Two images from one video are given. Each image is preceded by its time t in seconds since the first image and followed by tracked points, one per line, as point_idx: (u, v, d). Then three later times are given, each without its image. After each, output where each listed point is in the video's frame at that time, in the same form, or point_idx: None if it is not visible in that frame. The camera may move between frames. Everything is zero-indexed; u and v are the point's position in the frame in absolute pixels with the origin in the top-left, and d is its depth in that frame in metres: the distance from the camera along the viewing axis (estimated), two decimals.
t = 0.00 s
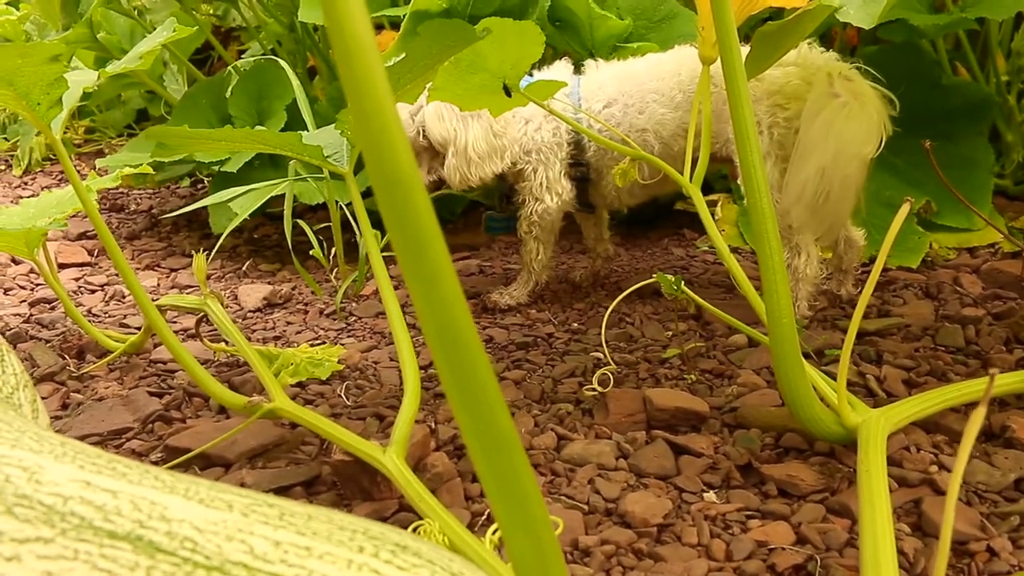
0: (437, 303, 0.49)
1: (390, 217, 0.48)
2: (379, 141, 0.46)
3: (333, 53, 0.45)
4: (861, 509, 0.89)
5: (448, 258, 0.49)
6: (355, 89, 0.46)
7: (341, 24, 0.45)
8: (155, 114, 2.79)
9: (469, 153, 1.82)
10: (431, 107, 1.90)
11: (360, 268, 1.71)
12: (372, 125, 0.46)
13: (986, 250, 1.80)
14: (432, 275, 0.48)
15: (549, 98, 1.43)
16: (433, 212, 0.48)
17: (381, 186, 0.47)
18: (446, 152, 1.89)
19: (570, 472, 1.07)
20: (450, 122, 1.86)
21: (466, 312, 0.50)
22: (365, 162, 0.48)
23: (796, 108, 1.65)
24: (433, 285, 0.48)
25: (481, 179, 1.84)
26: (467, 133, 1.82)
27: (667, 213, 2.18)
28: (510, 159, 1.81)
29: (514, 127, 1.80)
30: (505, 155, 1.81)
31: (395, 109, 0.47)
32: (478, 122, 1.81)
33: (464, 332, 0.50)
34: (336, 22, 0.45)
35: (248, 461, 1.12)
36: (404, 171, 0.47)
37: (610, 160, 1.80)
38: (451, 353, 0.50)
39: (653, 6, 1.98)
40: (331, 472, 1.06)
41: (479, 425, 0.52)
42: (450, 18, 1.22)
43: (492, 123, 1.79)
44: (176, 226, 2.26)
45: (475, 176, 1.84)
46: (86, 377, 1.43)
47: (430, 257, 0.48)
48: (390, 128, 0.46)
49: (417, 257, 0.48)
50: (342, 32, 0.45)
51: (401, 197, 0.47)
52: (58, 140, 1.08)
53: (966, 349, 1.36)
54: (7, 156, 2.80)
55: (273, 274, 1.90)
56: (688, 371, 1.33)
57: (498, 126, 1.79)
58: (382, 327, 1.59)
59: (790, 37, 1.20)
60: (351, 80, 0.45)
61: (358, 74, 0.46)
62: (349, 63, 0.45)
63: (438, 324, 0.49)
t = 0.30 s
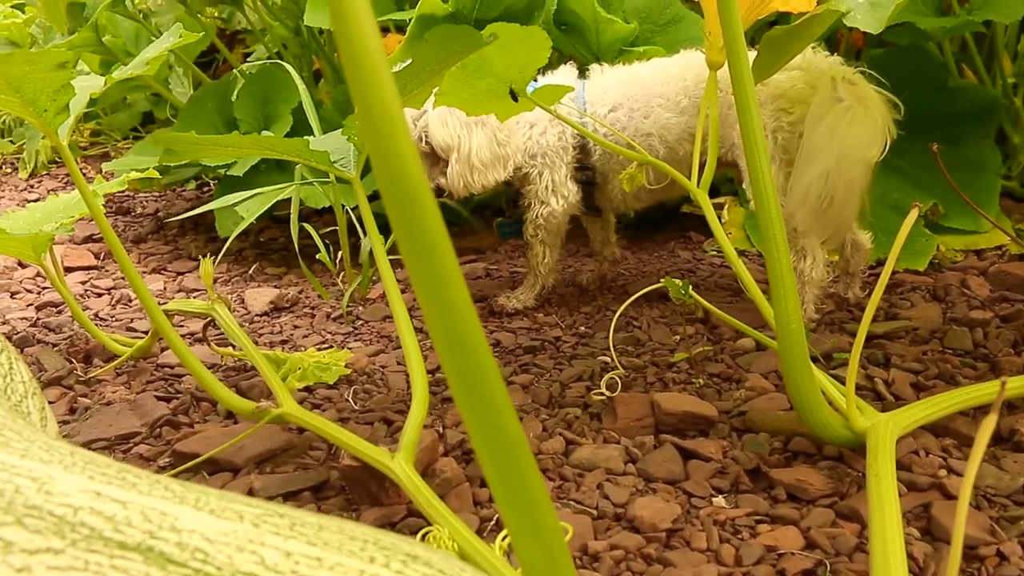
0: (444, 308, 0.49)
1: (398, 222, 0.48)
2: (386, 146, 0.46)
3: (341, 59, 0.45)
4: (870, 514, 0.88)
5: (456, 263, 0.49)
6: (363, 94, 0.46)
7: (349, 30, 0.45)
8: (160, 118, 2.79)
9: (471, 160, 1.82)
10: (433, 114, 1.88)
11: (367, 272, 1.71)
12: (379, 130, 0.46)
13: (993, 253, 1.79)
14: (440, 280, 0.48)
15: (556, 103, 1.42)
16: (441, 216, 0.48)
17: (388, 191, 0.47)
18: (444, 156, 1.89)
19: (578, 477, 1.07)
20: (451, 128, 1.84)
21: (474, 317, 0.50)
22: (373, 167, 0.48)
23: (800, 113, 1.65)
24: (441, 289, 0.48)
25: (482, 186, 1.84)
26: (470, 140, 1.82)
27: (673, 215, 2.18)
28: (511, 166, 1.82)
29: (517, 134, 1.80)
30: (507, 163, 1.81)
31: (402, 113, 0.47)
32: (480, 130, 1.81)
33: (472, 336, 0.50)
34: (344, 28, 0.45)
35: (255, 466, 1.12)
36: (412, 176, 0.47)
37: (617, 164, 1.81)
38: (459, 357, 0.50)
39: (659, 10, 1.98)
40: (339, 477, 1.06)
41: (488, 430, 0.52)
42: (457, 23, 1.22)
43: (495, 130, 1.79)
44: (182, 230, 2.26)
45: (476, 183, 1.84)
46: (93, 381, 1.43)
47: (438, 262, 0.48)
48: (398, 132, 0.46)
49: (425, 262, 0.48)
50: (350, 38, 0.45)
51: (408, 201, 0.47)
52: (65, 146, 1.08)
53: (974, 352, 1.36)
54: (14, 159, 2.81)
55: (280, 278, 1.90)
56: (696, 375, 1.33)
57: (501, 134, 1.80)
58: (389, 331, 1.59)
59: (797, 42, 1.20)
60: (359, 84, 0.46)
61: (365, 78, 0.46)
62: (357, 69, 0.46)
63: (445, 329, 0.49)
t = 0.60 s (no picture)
0: (471, 312, 0.49)
1: (425, 226, 0.48)
2: (414, 150, 0.46)
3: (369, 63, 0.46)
4: (888, 520, 0.88)
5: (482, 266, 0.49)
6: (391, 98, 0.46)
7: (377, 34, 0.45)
8: (169, 121, 2.80)
9: (491, 161, 1.83)
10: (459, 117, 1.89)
11: (379, 275, 1.71)
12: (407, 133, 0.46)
13: (1004, 258, 1.79)
14: (466, 283, 0.48)
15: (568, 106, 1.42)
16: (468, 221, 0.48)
17: (415, 194, 0.47)
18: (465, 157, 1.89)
19: (593, 481, 1.07)
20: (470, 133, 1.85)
21: (500, 320, 0.50)
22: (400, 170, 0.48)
23: (812, 116, 1.65)
24: (467, 292, 0.48)
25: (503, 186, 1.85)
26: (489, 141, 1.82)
27: (683, 219, 2.17)
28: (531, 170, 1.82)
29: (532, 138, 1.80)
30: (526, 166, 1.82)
31: (429, 118, 0.47)
32: (497, 131, 1.81)
33: (498, 339, 0.50)
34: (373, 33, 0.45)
35: (270, 469, 1.12)
36: (439, 179, 0.47)
37: (626, 167, 1.82)
38: (485, 360, 0.50)
39: (669, 13, 1.98)
40: (354, 480, 1.06)
41: (514, 433, 0.52)
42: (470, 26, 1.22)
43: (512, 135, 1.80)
44: (192, 233, 2.26)
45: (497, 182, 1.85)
46: (106, 384, 1.43)
47: (465, 265, 0.48)
48: (425, 136, 0.47)
49: (453, 266, 0.48)
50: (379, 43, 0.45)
51: (436, 204, 0.47)
52: (82, 149, 1.09)
53: (987, 357, 1.36)
54: (24, 162, 2.81)
55: (291, 281, 1.90)
56: (709, 379, 1.33)
57: (518, 135, 1.80)
58: (401, 335, 1.59)
59: (811, 46, 1.20)
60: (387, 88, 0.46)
61: (393, 83, 0.46)
62: (384, 74, 0.46)
63: (472, 332, 0.49)
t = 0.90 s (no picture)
0: (506, 316, 0.49)
1: (460, 231, 0.48)
2: (452, 156, 0.47)
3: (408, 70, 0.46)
4: (909, 525, 0.88)
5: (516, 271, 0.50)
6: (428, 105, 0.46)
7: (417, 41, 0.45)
8: (181, 123, 2.80)
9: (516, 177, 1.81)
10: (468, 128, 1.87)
11: (393, 277, 1.71)
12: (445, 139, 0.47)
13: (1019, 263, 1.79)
14: (501, 286, 0.49)
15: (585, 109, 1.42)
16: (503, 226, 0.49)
17: (452, 199, 0.47)
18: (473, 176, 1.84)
19: (612, 485, 1.07)
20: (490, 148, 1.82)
21: (534, 325, 0.50)
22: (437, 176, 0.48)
23: (825, 120, 1.65)
24: (502, 297, 0.49)
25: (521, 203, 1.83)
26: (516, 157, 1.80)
27: (696, 222, 2.17)
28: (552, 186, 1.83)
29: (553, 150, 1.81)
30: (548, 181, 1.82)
31: (466, 124, 0.47)
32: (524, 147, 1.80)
33: (532, 343, 0.50)
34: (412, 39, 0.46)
35: (288, 471, 1.12)
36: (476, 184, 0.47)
37: (642, 170, 1.82)
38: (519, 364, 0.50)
39: (683, 16, 1.98)
40: (373, 483, 1.06)
41: (546, 437, 0.53)
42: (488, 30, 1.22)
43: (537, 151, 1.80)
44: (205, 235, 2.27)
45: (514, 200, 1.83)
46: (122, 385, 1.44)
47: (501, 270, 0.49)
48: (463, 142, 0.47)
49: (488, 271, 0.48)
50: (418, 50, 0.46)
51: (473, 211, 0.48)
52: (103, 151, 1.09)
53: (1004, 361, 1.36)
54: (37, 164, 2.83)
55: (304, 283, 1.90)
56: (725, 383, 1.33)
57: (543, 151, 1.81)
58: (415, 337, 1.59)
59: (830, 49, 1.20)
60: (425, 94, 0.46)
61: (432, 89, 0.47)
62: (421, 75, 0.46)
63: (507, 337, 0.50)
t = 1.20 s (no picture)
0: (531, 316, 0.52)
1: (487, 232, 0.51)
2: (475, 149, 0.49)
3: (439, 79, 0.49)
4: (926, 528, 0.88)
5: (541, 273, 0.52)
6: (458, 112, 0.49)
7: (447, 50, 0.48)
8: (192, 126, 2.81)
9: (532, 195, 1.80)
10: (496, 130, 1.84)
11: (406, 280, 1.71)
12: (473, 145, 0.49)
13: None
14: (522, 277, 0.51)
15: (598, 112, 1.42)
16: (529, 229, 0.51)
17: (479, 202, 0.50)
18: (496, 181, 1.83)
19: (627, 487, 1.07)
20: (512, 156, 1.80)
21: (558, 325, 0.53)
22: (465, 181, 0.51)
23: (838, 123, 1.65)
24: (526, 298, 0.51)
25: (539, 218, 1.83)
26: (534, 175, 1.78)
27: (707, 225, 2.17)
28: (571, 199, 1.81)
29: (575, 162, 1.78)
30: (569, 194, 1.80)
31: (491, 123, 0.50)
32: (541, 167, 1.78)
33: (556, 342, 0.52)
34: (443, 49, 0.48)
35: (303, 472, 1.13)
36: (502, 186, 0.50)
37: (659, 173, 1.81)
38: (543, 362, 0.52)
39: (695, 19, 1.98)
40: (388, 484, 1.06)
41: (569, 435, 0.55)
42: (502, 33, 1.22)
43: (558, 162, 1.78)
44: (217, 236, 2.27)
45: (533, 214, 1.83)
46: (136, 386, 1.44)
47: (526, 271, 0.51)
48: (490, 146, 0.50)
49: (513, 271, 0.51)
50: (448, 60, 0.49)
51: (495, 202, 0.50)
52: (121, 153, 1.09)
53: (1018, 365, 1.36)
54: (49, 166, 2.84)
55: (316, 285, 1.90)
56: (738, 385, 1.33)
57: (562, 171, 1.78)
58: (428, 339, 1.59)
59: (844, 51, 1.20)
60: (455, 102, 0.49)
61: (458, 87, 0.49)
62: (447, 73, 0.49)
63: (532, 335, 0.52)
